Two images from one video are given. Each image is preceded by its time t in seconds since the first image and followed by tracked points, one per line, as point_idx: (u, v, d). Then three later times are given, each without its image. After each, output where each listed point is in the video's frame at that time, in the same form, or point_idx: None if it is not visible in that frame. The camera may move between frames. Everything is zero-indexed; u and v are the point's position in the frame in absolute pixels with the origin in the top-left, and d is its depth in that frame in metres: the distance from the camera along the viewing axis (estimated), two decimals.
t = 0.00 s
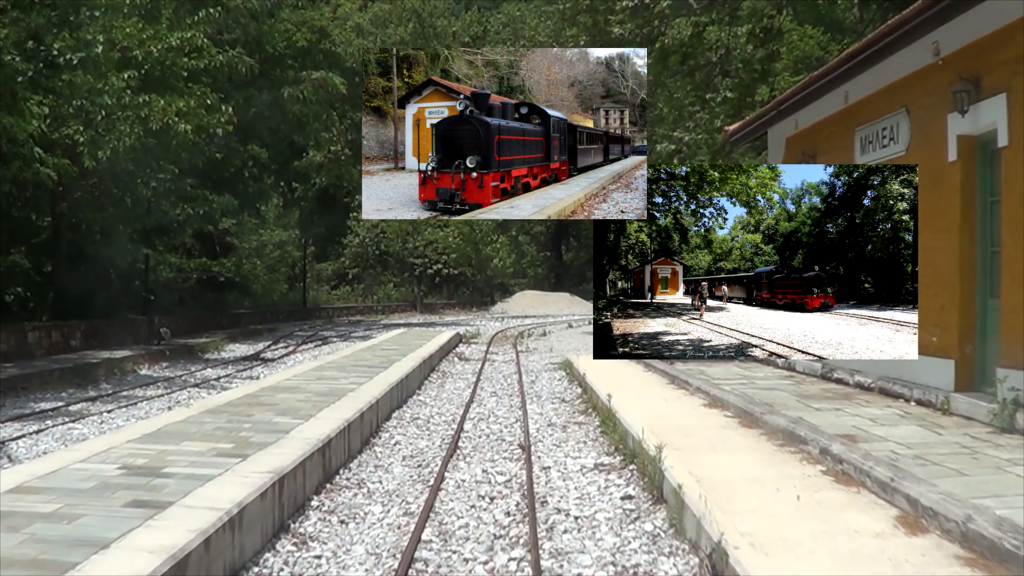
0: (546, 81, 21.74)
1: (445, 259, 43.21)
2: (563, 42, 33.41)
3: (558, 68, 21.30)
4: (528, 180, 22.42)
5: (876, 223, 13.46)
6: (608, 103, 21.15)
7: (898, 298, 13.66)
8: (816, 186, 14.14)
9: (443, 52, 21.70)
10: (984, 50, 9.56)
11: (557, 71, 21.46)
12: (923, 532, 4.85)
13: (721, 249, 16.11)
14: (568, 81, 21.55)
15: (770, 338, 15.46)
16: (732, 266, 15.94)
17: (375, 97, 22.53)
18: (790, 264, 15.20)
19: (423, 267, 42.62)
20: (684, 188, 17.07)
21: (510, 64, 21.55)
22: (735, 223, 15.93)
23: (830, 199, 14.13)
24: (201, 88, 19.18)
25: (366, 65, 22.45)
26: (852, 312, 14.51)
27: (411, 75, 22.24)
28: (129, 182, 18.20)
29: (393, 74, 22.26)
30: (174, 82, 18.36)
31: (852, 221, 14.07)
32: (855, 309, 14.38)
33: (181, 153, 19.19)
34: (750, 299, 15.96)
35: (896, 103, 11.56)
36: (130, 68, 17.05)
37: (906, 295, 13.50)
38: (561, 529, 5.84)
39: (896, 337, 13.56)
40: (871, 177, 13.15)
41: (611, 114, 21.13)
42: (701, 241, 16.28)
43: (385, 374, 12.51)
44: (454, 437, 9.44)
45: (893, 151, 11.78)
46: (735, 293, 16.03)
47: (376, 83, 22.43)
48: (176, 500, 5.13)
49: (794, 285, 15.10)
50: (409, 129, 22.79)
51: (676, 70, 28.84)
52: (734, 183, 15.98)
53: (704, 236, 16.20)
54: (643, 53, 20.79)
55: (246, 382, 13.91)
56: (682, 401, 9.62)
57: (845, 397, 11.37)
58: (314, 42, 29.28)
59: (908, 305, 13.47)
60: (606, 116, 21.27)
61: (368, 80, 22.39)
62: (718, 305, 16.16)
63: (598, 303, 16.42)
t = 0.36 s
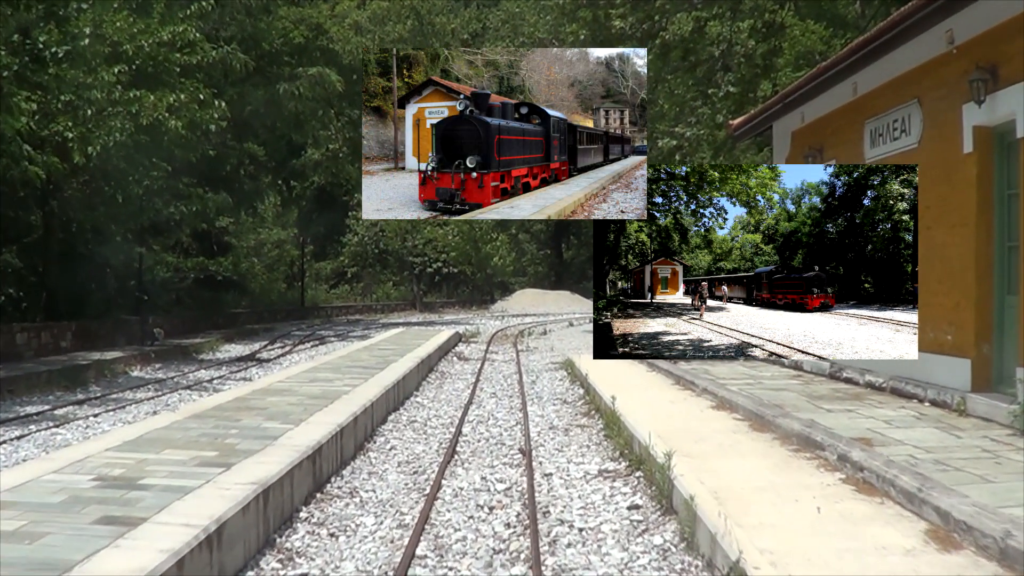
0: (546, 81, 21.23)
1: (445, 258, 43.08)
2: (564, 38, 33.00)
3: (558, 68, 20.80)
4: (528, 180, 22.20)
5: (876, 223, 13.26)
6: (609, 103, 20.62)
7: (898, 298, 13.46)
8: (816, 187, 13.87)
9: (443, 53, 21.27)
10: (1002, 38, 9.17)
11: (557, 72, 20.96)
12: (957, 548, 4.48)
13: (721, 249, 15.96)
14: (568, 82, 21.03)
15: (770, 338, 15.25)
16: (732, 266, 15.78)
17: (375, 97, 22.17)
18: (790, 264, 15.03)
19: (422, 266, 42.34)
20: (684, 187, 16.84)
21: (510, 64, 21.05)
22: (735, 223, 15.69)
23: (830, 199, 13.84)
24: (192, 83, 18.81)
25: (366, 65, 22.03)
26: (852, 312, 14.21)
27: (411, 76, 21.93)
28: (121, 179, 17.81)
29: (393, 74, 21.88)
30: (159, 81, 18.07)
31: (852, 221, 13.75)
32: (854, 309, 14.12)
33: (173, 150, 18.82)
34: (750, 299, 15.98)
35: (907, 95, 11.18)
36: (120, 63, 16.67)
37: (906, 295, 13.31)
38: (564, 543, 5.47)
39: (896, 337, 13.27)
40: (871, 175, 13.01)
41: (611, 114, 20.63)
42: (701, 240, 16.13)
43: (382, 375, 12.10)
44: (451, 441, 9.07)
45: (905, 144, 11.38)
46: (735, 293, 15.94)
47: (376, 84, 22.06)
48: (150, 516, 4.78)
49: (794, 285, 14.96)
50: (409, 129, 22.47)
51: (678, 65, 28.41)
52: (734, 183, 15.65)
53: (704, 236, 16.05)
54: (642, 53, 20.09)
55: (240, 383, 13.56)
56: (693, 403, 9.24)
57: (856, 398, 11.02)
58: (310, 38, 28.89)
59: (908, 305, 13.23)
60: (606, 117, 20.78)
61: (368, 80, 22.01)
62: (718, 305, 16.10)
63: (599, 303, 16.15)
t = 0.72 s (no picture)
0: (546, 81, 21.16)
1: (445, 258, 42.73)
2: (566, 36, 32.56)
3: (558, 68, 20.77)
4: (528, 180, 21.70)
5: (876, 223, 13.01)
6: (609, 103, 20.60)
7: (899, 298, 13.04)
8: (815, 186, 13.69)
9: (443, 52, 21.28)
10: None
11: (557, 71, 20.92)
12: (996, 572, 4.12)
13: (722, 249, 15.58)
14: (568, 81, 21.00)
15: (770, 338, 15.00)
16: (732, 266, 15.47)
17: (375, 97, 21.98)
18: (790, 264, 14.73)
19: (422, 266, 41.97)
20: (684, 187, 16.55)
21: (510, 63, 21.07)
22: (735, 222, 15.44)
23: (830, 199, 13.67)
24: (187, 78, 18.36)
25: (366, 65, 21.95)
26: (852, 312, 13.94)
27: (411, 75, 21.79)
28: (114, 175, 17.40)
29: (393, 73, 21.78)
30: (153, 76, 17.60)
31: (852, 221, 13.57)
32: (854, 309, 13.86)
33: (169, 146, 18.43)
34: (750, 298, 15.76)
35: (922, 90, 10.80)
36: (114, 57, 16.30)
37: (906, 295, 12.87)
38: (567, 561, 5.11)
39: (896, 337, 12.84)
40: (871, 176, 12.73)
41: (611, 114, 20.59)
42: (701, 240, 15.83)
43: (378, 378, 11.72)
44: (449, 448, 8.71)
45: (918, 141, 11.02)
46: (735, 293, 15.77)
47: (376, 83, 21.91)
48: (120, 534, 4.42)
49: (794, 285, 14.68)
50: (409, 129, 22.05)
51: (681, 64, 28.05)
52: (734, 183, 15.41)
53: (704, 236, 15.76)
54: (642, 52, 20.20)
55: (232, 386, 13.18)
56: (703, 409, 8.89)
57: (867, 404, 10.67)
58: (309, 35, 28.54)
59: (908, 305, 12.79)
60: (606, 116, 20.72)
61: (368, 80, 21.89)
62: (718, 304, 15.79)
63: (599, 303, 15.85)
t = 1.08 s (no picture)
0: (546, 81, 22.26)
1: (444, 256, 41.98)
2: (568, 31, 32.15)
3: (557, 68, 21.99)
4: (529, 180, 22.08)
5: (876, 223, 12.64)
6: (609, 103, 21.44)
7: (899, 298, 12.69)
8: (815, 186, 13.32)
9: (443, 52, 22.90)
10: None
11: (557, 72, 22.11)
12: None
13: (721, 249, 15.19)
14: (568, 82, 21.98)
15: (770, 337, 14.77)
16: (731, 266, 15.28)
17: (376, 97, 23.85)
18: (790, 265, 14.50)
19: (422, 264, 41.47)
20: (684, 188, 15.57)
21: (510, 64, 22.63)
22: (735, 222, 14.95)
23: (830, 199, 13.25)
24: (181, 70, 17.98)
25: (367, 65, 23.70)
26: (852, 313, 13.52)
27: (411, 75, 23.30)
28: (107, 171, 17.11)
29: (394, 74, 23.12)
30: (144, 68, 17.24)
31: (852, 221, 13.14)
32: (855, 309, 13.47)
33: (162, 141, 18.06)
34: (749, 299, 15.65)
35: (937, 84, 10.44)
36: (105, 48, 15.97)
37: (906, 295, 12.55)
38: None
39: (896, 337, 12.45)
40: (871, 176, 12.25)
41: (612, 114, 21.53)
42: (701, 241, 15.28)
43: (375, 380, 11.36)
44: (446, 454, 8.35)
45: (933, 137, 10.66)
46: (735, 293, 15.60)
47: (376, 84, 23.76)
48: (87, 554, 4.08)
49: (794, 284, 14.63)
50: (409, 129, 23.23)
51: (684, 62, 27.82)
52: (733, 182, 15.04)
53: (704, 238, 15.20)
54: (642, 52, 21.31)
55: (224, 387, 12.81)
56: (711, 415, 8.54)
57: (878, 408, 10.32)
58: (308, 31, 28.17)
59: (908, 305, 12.47)
60: (606, 116, 21.57)
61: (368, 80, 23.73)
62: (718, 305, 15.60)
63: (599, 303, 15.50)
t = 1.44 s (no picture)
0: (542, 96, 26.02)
1: (442, 254, 40.87)
2: (569, 25, 31.51)
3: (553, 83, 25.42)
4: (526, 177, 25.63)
5: (876, 223, 12.46)
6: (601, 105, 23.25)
7: (899, 298, 12.28)
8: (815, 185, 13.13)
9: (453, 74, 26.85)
10: None
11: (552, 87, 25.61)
12: None
13: (721, 248, 14.90)
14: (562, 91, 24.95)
15: (769, 338, 14.35)
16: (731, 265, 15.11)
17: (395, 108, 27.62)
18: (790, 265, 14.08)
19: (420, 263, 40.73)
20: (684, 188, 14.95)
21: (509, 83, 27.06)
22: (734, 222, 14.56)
23: (830, 198, 13.07)
24: (173, 65, 17.57)
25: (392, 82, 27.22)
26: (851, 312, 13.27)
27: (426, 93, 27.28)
28: (95, 164, 16.56)
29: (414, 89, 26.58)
30: (132, 63, 16.85)
31: (852, 221, 12.97)
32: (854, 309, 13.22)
33: (153, 136, 17.64)
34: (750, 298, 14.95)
35: (953, 73, 10.03)
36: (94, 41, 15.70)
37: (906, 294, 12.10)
38: None
39: (896, 337, 11.85)
40: (871, 176, 12.06)
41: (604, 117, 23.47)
42: (701, 241, 14.76)
43: (370, 380, 10.96)
44: (442, 459, 7.99)
45: (945, 129, 10.25)
46: (735, 293, 15.04)
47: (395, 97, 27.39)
48: None
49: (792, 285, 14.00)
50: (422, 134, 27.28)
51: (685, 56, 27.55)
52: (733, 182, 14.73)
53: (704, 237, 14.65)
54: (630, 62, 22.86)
55: (215, 387, 12.42)
56: (720, 417, 8.17)
57: (889, 409, 9.97)
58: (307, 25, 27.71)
59: (908, 305, 11.90)
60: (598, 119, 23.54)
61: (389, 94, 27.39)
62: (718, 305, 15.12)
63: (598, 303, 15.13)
